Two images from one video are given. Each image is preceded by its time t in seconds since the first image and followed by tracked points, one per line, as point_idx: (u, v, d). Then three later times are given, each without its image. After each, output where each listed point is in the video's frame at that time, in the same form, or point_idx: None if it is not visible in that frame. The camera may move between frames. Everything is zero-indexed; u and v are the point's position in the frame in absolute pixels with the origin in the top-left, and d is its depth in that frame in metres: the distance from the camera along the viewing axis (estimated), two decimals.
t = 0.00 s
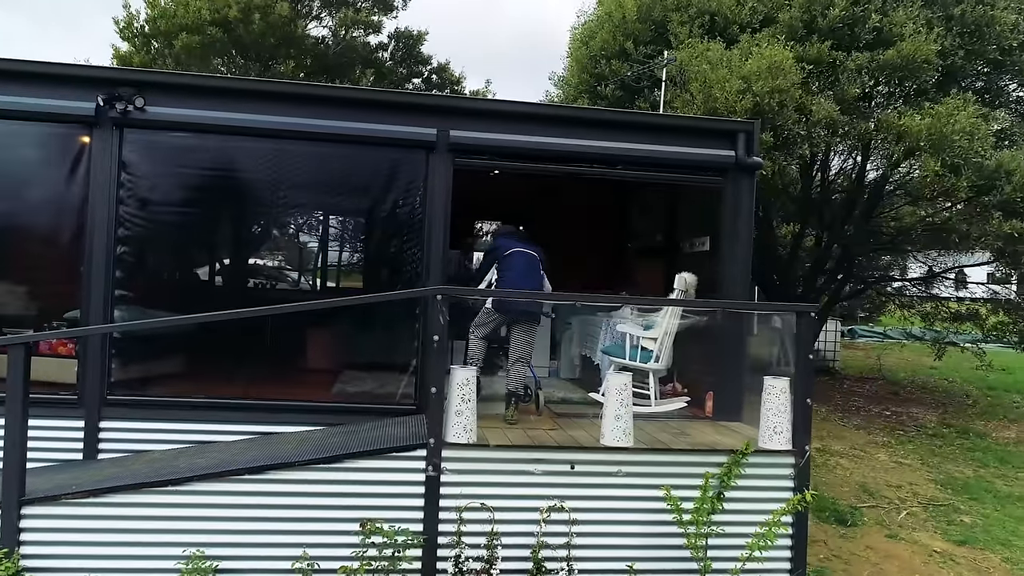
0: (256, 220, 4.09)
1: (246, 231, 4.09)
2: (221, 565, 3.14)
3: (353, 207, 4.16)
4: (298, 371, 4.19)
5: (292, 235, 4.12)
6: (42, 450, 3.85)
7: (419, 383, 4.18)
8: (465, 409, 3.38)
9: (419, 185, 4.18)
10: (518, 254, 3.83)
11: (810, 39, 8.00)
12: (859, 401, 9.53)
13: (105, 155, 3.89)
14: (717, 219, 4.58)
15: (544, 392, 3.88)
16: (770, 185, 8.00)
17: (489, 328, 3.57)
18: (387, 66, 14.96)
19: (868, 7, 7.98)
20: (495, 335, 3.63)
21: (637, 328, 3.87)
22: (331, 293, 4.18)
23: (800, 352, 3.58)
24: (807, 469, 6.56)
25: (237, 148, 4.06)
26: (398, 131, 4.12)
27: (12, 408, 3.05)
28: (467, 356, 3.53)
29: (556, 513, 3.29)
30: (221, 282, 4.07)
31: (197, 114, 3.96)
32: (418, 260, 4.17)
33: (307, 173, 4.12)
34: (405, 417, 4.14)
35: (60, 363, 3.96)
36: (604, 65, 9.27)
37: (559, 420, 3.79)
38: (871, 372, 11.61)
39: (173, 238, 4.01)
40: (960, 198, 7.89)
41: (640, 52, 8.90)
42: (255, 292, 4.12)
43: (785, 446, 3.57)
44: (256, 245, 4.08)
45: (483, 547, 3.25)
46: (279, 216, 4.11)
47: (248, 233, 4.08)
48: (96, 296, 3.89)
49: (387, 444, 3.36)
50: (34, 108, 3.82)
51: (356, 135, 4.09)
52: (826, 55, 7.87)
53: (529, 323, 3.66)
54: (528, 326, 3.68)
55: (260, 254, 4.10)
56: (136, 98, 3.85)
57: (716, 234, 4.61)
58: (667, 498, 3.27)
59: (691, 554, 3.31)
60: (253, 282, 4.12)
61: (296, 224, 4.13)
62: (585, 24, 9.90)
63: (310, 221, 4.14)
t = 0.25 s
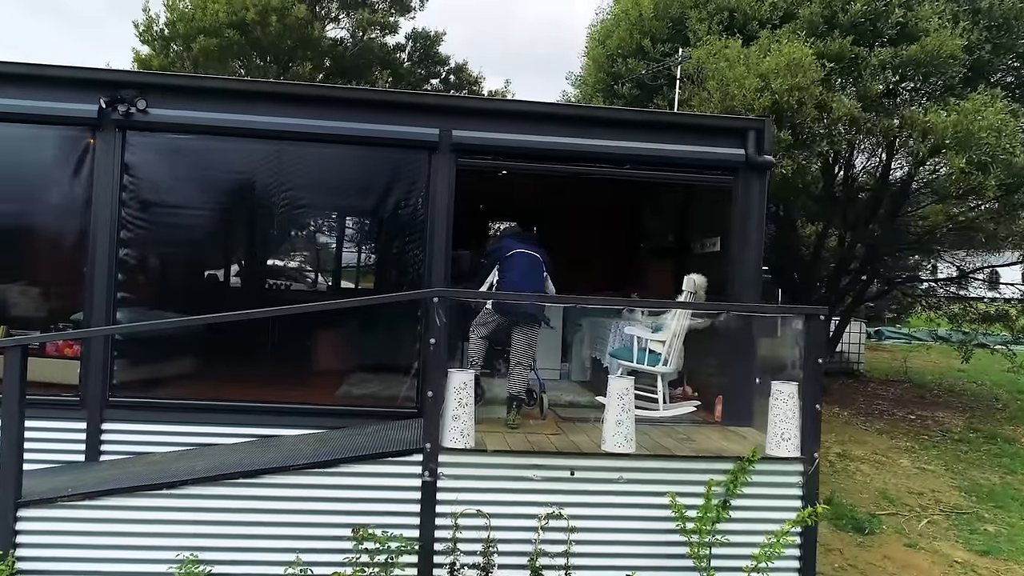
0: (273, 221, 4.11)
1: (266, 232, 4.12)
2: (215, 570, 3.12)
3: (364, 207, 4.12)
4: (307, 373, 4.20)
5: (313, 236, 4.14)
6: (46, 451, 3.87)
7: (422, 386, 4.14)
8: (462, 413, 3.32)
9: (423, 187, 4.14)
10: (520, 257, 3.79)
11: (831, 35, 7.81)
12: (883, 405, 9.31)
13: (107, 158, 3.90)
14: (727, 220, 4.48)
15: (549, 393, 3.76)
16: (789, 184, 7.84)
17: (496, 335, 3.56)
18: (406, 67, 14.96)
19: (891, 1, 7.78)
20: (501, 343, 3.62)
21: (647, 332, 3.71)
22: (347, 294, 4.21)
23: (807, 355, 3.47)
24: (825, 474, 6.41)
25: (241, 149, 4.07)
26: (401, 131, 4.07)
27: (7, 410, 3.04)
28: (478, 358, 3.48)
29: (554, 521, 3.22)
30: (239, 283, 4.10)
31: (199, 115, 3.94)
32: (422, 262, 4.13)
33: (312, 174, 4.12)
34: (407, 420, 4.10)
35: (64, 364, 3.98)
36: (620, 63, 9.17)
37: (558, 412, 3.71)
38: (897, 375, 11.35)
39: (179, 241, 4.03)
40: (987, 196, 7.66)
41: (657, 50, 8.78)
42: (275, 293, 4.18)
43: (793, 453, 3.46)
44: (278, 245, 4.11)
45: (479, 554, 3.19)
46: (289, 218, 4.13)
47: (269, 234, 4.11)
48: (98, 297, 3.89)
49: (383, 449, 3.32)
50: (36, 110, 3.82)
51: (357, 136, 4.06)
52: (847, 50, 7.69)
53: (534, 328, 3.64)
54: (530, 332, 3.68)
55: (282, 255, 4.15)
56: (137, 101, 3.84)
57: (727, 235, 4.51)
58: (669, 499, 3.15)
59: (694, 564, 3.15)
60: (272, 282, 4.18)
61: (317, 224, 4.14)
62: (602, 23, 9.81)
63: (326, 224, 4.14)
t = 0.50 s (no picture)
0: (290, 225, 4.16)
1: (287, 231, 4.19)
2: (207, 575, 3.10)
3: (370, 208, 4.13)
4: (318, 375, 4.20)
5: (331, 238, 4.17)
6: (49, 453, 3.89)
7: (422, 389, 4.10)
8: (457, 418, 3.26)
9: (424, 188, 4.11)
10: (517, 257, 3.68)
11: (852, 30, 7.65)
12: (908, 408, 9.09)
13: (108, 160, 3.93)
14: (737, 220, 4.38)
15: (553, 396, 3.67)
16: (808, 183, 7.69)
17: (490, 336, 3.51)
18: (424, 68, 14.98)
19: None
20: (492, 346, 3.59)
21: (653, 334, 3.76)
22: (364, 294, 4.22)
23: (816, 359, 3.34)
24: (844, 481, 6.25)
25: (244, 151, 4.08)
26: (401, 131, 4.04)
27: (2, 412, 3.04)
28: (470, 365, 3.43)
29: (550, 528, 3.16)
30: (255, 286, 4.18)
31: (200, 117, 3.95)
32: (423, 264, 4.08)
33: (317, 175, 4.14)
34: (408, 423, 4.06)
35: (67, 366, 4.01)
36: (637, 61, 9.07)
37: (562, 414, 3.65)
38: (924, 378, 11.08)
39: (185, 243, 4.07)
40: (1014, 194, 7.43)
41: (674, 48, 8.67)
42: (296, 293, 4.26)
43: (800, 460, 3.36)
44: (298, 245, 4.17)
45: (473, 561, 3.14)
46: (300, 223, 4.17)
47: (290, 234, 4.18)
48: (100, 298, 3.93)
49: (377, 454, 3.28)
50: (41, 114, 3.86)
51: (358, 137, 4.05)
52: (867, 45, 7.52)
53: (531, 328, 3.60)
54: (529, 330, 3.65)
55: (301, 255, 4.21)
56: (137, 103, 3.86)
57: (736, 235, 4.41)
58: (664, 510, 3.02)
59: None
60: (294, 283, 4.26)
61: (337, 229, 4.16)
62: (619, 21, 9.72)
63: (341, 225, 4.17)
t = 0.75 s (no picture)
0: (300, 225, 4.20)
1: (306, 231, 4.23)
2: None
3: (371, 209, 4.16)
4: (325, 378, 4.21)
5: (347, 239, 4.19)
6: (52, 454, 3.91)
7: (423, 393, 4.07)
8: (452, 423, 3.20)
9: (425, 189, 4.10)
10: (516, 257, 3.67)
11: (872, 26, 7.49)
12: (931, 412, 8.87)
13: (110, 163, 3.97)
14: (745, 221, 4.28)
15: (556, 400, 3.58)
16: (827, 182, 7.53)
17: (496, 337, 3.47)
18: (441, 69, 14.98)
19: None
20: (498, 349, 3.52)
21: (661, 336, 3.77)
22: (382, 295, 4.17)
23: (821, 364, 3.23)
24: (862, 487, 6.09)
25: (247, 154, 4.12)
26: (402, 132, 4.01)
27: None
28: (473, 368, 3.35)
29: (546, 536, 3.10)
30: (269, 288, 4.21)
31: (200, 119, 3.94)
32: (423, 266, 4.06)
33: (322, 176, 4.18)
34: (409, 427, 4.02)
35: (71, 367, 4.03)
36: (654, 59, 8.97)
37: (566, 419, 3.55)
38: (949, 381, 10.82)
39: (190, 246, 4.12)
40: None
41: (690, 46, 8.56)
42: (311, 294, 4.29)
43: (805, 469, 3.26)
44: (317, 245, 4.21)
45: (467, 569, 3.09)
46: (307, 223, 4.20)
47: (310, 233, 4.22)
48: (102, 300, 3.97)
49: (370, 460, 3.24)
50: (42, 117, 3.87)
51: (358, 138, 4.03)
52: (888, 41, 7.35)
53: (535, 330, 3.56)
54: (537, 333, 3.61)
55: (320, 256, 4.23)
56: (138, 105, 3.88)
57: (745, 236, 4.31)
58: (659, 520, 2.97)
59: None
60: (311, 284, 4.29)
61: (346, 230, 4.20)
62: (636, 19, 9.61)
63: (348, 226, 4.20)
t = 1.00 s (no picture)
0: (307, 224, 4.26)
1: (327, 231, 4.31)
2: None
3: (374, 210, 4.16)
4: (332, 378, 4.23)
5: (362, 239, 4.22)
6: (56, 456, 3.95)
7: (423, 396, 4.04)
8: (445, 428, 3.17)
9: (424, 191, 4.08)
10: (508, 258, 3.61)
11: (893, 22, 7.32)
12: (956, 416, 8.65)
13: (111, 166, 4.01)
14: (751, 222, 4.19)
15: (560, 404, 3.74)
16: (846, 181, 7.37)
17: (497, 344, 3.53)
18: (458, 69, 14.96)
19: None
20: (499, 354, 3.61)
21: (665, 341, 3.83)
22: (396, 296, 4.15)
23: (825, 370, 3.13)
24: (880, 493, 5.94)
25: (247, 156, 4.14)
26: (402, 134, 4.00)
27: None
28: (468, 371, 3.40)
29: (538, 544, 3.04)
30: (294, 284, 4.44)
31: (199, 121, 3.96)
32: (422, 268, 4.04)
33: (324, 177, 4.18)
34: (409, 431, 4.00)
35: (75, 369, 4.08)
36: (669, 57, 8.86)
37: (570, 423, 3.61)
38: (977, 384, 10.54)
39: (193, 249, 4.17)
40: None
41: (706, 43, 8.43)
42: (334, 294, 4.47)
43: (808, 477, 3.17)
44: (335, 245, 4.30)
45: None
46: (313, 223, 4.26)
47: (329, 234, 4.30)
48: (104, 302, 4.00)
49: (363, 465, 3.22)
50: (48, 122, 3.92)
51: (357, 140, 4.02)
52: (908, 36, 7.17)
53: (532, 335, 3.59)
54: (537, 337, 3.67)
55: (340, 257, 4.35)
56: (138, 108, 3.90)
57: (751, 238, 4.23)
58: (654, 529, 2.82)
59: None
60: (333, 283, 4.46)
61: (360, 229, 4.23)
62: (652, 17, 9.50)
63: (354, 225, 4.24)
